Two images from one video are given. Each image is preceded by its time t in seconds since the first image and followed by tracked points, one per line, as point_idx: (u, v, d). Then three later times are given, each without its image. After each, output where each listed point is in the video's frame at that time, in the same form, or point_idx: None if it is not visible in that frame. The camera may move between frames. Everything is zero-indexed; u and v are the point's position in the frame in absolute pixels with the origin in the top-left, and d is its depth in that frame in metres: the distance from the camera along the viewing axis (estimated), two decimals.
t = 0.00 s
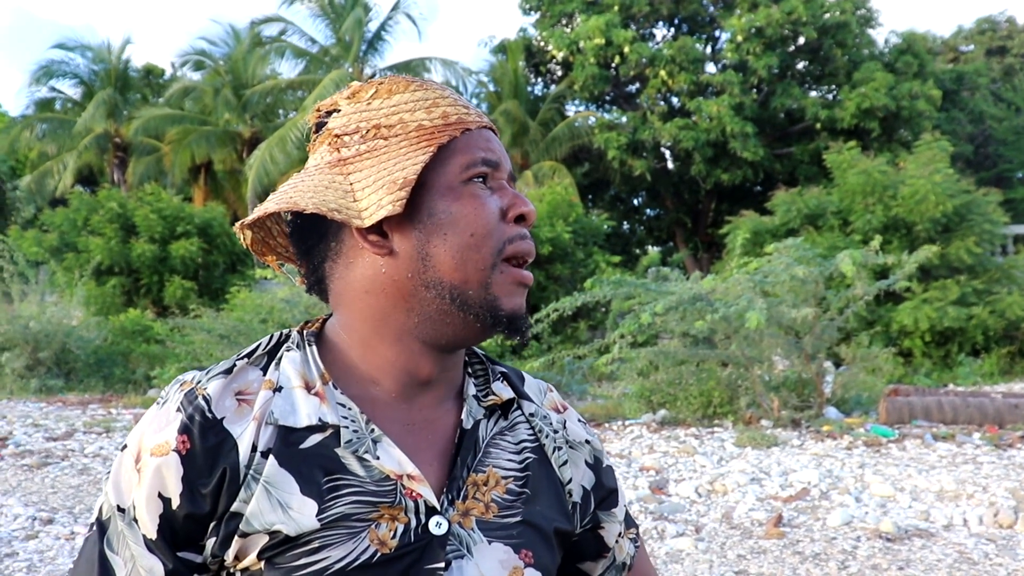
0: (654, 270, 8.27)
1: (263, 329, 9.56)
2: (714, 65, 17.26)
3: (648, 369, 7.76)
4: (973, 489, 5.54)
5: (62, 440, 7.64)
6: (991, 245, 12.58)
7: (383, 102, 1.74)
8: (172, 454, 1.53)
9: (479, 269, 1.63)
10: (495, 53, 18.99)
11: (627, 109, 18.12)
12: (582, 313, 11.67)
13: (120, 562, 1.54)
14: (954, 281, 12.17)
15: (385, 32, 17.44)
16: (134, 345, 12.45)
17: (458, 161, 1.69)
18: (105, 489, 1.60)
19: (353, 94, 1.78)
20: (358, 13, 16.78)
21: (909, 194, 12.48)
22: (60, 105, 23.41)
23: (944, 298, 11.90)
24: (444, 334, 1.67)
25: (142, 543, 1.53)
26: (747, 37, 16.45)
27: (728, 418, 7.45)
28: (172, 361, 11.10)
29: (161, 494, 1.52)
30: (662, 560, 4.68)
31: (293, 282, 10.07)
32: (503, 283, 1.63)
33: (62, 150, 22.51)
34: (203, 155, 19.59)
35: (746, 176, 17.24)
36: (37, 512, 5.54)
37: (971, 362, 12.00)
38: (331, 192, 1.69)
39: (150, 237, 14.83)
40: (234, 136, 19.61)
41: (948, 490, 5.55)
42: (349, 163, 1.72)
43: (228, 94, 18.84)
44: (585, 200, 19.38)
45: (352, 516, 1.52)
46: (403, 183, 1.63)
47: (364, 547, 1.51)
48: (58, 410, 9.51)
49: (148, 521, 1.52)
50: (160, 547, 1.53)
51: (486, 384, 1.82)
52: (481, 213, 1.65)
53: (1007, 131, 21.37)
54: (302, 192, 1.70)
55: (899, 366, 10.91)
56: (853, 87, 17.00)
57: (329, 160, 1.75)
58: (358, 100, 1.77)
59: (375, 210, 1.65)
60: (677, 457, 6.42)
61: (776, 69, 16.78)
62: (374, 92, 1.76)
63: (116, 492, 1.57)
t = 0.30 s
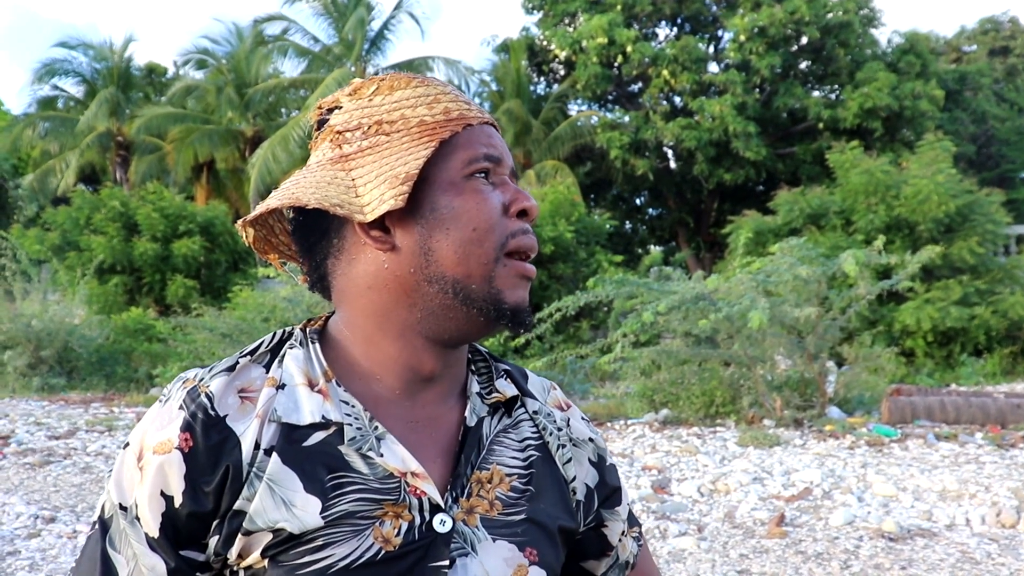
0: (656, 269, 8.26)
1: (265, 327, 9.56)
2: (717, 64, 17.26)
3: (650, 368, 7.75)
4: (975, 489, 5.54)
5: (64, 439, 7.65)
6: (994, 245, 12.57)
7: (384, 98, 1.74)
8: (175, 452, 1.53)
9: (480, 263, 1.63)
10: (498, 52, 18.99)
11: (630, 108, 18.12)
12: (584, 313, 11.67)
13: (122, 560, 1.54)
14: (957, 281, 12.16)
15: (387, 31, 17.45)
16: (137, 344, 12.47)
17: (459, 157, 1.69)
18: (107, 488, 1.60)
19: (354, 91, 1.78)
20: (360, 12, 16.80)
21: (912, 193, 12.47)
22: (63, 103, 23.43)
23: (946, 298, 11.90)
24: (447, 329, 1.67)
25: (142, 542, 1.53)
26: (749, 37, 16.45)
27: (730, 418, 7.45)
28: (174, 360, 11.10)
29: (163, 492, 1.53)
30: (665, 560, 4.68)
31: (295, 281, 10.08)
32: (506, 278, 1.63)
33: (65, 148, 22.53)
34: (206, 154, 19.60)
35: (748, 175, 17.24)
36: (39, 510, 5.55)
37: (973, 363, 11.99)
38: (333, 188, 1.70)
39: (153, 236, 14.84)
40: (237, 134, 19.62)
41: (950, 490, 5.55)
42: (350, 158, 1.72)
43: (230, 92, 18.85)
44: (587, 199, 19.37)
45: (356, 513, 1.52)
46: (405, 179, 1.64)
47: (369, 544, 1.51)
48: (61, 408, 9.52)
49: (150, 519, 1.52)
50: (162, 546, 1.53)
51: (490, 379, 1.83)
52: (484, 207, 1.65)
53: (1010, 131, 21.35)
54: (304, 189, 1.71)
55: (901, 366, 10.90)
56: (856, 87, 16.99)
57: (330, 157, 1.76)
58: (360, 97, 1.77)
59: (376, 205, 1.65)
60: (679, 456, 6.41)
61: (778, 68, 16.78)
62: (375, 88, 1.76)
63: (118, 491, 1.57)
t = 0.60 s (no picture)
0: (654, 268, 8.25)
1: (263, 323, 9.55)
2: (717, 64, 17.27)
3: (648, 366, 7.75)
4: (972, 489, 5.55)
5: (61, 433, 7.64)
6: (992, 246, 12.58)
7: (401, 88, 1.71)
8: (181, 449, 1.48)
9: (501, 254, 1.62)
10: (497, 49, 18.98)
11: (629, 107, 18.10)
12: (583, 311, 11.69)
13: (125, 559, 1.49)
14: (955, 281, 12.17)
15: (388, 28, 17.45)
16: (134, 339, 12.45)
17: (476, 148, 1.68)
18: (106, 485, 1.55)
19: (369, 79, 1.74)
20: (360, 8, 16.82)
21: (911, 194, 12.48)
22: (61, 97, 23.40)
23: (944, 298, 11.91)
24: (462, 320, 1.65)
25: (147, 540, 1.48)
26: (750, 36, 16.45)
27: (727, 416, 7.46)
28: (172, 355, 11.09)
29: (168, 489, 1.48)
30: (661, 557, 4.69)
31: (293, 277, 10.06)
32: (525, 271, 1.64)
33: (63, 142, 22.51)
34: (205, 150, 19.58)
35: (747, 175, 17.24)
36: (36, 505, 5.55)
37: (970, 363, 12.00)
38: (350, 175, 1.64)
39: (151, 231, 14.83)
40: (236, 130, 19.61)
41: (946, 490, 5.56)
42: (366, 146, 1.67)
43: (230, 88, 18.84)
44: (586, 198, 19.37)
45: (368, 509, 1.49)
46: (431, 169, 1.61)
47: (381, 539, 1.49)
48: (58, 403, 9.51)
49: (156, 517, 1.48)
50: (167, 545, 1.48)
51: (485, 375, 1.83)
52: (501, 200, 1.65)
53: (1009, 132, 21.34)
54: (317, 175, 1.65)
55: (898, 366, 10.91)
56: (855, 87, 17.00)
57: (341, 144, 1.70)
58: (375, 86, 1.72)
59: (398, 193, 1.61)
60: (676, 455, 6.42)
61: (778, 68, 16.79)
62: (392, 77, 1.72)
63: (119, 487, 1.52)
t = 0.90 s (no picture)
0: (648, 267, 8.22)
1: (257, 322, 9.52)
2: (711, 63, 17.29)
3: (642, 366, 7.73)
4: (964, 487, 5.56)
5: (53, 433, 7.63)
6: (985, 245, 12.61)
7: (416, 95, 1.54)
8: (205, 463, 1.31)
9: (510, 264, 1.53)
10: (491, 48, 18.98)
11: (624, 106, 18.05)
12: (576, 310, 11.71)
13: None
14: (948, 280, 12.19)
15: (382, 26, 17.46)
16: (127, 338, 12.42)
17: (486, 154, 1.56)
18: (104, 507, 1.33)
19: (380, 81, 1.55)
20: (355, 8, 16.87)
21: (904, 193, 12.51)
22: (54, 95, 23.32)
23: (936, 297, 11.94)
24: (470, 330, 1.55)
25: (165, 564, 1.29)
26: (743, 36, 16.48)
27: (721, 416, 7.47)
28: (165, 354, 11.05)
29: (191, 508, 1.29)
30: (654, 557, 4.71)
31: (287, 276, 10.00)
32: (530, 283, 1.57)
33: (56, 140, 22.44)
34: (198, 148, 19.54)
35: (741, 174, 17.25)
36: (27, 505, 5.54)
37: (963, 362, 12.04)
38: (374, 178, 1.46)
39: (144, 230, 14.79)
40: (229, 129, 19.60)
41: (939, 488, 5.57)
42: (389, 149, 1.50)
43: (224, 87, 18.81)
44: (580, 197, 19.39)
45: (397, 514, 1.36)
46: (461, 179, 1.49)
47: (410, 545, 1.36)
48: (50, 402, 9.48)
49: (177, 540, 1.29)
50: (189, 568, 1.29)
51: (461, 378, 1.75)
52: (504, 205, 1.55)
53: (1001, 132, 21.34)
54: (340, 173, 1.46)
55: (891, 365, 10.95)
56: (849, 86, 17.02)
57: (350, 142, 1.50)
58: (385, 87, 1.54)
59: (431, 199, 1.47)
60: (670, 454, 6.42)
61: (772, 67, 16.82)
62: (407, 83, 1.54)
63: (127, 509, 1.31)
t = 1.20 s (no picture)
0: (645, 266, 8.20)
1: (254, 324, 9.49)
2: (706, 62, 17.30)
3: (639, 364, 7.71)
4: (963, 484, 5.56)
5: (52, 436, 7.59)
6: (981, 241, 12.62)
7: (326, 95, 1.44)
8: (135, 479, 1.20)
9: (410, 267, 1.48)
10: (487, 48, 18.97)
11: (619, 105, 18.02)
12: (574, 310, 11.73)
13: None
14: (944, 277, 12.20)
15: (377, 27, 17.52)
16: (125, 341, 12.39)
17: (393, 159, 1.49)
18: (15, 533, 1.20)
19: (290, 80, 1.44)
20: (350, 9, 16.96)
21: (899, 190, 12.53)
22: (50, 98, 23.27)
23: (933, 294, 11.95)
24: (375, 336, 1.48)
25: None
26: (739, 34, 16.49)
27: (719, 414, 7.45)
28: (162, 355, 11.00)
29: (118, 530, 1.19)
30: (653, 556, 4.73)
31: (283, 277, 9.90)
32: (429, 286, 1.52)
33: (52, 143, 22.38)
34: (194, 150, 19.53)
35: (737, 172, 17.25)
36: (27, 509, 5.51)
37: (960, 359, 12.05)
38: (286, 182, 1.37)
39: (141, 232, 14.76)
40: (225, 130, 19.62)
41: (937, 485, 5.57)
42: (299, 149, 1.39)
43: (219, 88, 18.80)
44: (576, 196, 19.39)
45: (324, 517, 1.29)
46: (372, 182, 1.42)
47: (337, 549, 1.29)
48: (48, 406, 9.44)
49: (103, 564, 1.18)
50: None
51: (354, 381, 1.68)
52: (407, 206, 1.50)
53: (996, 128, 21.37)
54: (255, 175, 1.37)
55: (888, 362, 10.94)
56: (844, 84, 17.03)
57: (260, 140, 1.39)
58: (295, 85, 1.43)
59: (347, 201, 1.39)
60: (668, 452, 6.40)
61: (767, 65, 16.84)
62: (316, 85, 1.44)
63: (46, 535, 1.19)
